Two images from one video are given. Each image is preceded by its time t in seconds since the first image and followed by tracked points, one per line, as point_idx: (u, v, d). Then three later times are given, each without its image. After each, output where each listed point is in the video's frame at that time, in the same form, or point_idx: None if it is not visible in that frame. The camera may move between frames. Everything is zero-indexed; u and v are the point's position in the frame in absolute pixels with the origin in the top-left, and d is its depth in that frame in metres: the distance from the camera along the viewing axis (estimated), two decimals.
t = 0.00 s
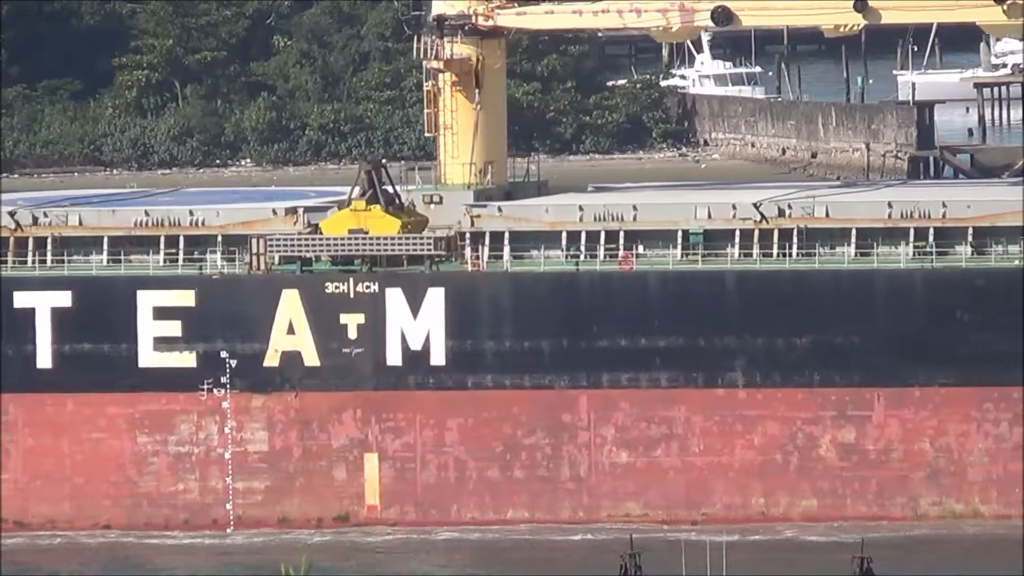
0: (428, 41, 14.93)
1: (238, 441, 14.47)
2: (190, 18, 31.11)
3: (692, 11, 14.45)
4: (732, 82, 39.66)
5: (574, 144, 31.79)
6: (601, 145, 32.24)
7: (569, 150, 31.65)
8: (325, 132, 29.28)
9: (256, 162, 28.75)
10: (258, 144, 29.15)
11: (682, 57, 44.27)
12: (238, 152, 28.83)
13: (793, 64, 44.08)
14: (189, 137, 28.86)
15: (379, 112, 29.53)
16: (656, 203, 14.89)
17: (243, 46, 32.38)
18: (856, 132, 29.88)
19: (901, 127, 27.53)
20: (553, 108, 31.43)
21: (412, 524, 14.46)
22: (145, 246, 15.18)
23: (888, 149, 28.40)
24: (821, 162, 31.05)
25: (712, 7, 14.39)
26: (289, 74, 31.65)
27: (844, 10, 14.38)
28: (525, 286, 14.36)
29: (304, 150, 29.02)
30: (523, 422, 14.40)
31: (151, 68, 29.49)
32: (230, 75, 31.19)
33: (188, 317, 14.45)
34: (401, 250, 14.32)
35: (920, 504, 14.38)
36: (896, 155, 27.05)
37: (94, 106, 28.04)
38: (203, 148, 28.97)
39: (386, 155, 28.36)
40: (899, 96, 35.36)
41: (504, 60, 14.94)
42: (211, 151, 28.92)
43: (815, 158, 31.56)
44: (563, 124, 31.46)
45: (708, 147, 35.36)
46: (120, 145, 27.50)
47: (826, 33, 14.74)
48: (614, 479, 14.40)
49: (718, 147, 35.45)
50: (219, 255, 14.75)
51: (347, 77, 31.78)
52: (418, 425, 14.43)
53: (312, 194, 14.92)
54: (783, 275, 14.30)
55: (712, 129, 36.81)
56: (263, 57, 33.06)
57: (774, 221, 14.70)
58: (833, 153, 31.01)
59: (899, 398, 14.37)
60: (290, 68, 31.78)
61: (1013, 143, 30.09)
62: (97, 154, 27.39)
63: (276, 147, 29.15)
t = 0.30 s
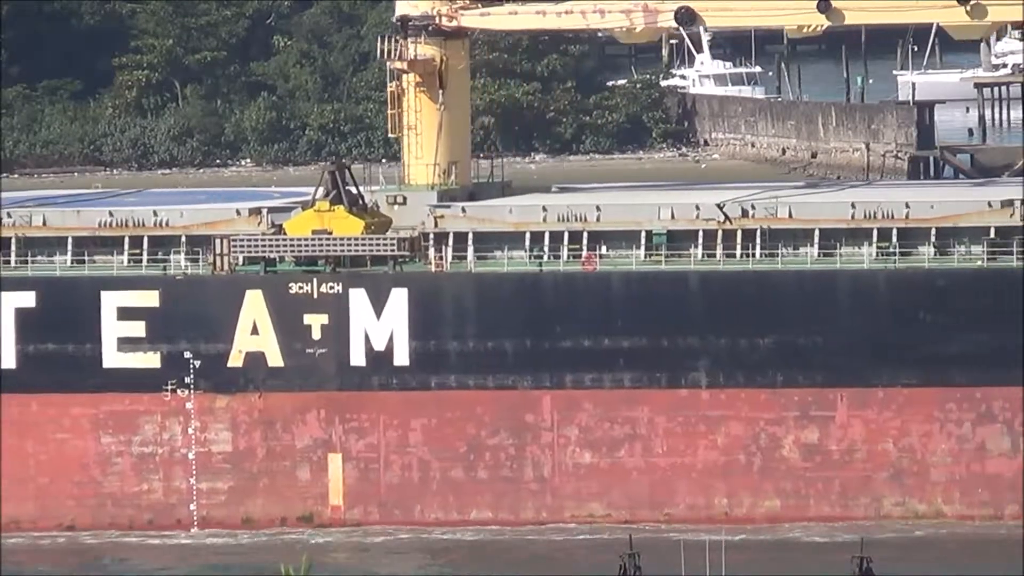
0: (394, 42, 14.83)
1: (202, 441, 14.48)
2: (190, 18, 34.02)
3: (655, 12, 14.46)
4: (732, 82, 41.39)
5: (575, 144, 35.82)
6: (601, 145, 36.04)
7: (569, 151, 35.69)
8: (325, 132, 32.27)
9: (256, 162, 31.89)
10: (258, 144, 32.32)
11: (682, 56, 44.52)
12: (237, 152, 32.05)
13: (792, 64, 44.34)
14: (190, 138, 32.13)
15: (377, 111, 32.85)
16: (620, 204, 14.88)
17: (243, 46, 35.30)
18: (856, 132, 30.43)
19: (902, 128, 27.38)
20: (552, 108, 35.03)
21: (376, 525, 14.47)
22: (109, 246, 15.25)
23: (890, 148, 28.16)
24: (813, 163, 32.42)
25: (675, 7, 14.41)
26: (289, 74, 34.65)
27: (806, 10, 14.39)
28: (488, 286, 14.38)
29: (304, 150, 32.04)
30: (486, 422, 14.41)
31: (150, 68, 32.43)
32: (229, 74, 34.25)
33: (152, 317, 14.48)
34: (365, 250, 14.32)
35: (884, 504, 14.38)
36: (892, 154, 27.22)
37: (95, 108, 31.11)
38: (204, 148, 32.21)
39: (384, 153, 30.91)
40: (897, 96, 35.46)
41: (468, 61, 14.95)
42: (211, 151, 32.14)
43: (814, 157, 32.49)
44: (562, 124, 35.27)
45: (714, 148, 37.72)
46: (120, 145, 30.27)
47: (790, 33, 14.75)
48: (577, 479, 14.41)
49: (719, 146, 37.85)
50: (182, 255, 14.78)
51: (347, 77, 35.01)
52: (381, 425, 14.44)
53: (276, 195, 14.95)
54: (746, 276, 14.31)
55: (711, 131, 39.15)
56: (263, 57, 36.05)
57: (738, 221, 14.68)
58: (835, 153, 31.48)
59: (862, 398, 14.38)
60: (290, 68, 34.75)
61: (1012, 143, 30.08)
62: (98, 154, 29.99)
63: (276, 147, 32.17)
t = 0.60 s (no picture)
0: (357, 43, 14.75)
1: (166, 442, 14.50)
2: (189, 18, 34.81)
3: (619, 13, 14.46)
4: (732, 82, 41.15)
5: (575, 144, 36.45)
6: (601, 144, 36.52)
7: (569, 150, 36.48)
8: (325, 131, 33.23)
9: (257, 161, 32.68)
10: (258, 144, 33.11)
11: (682, 56, 44.41)
12: (238, 152, 32.80)
13: (792, 65, 44.35)
14: (190, 138, 32.83)
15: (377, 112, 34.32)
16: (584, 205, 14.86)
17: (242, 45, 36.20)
18: (857, 132, 30.32)
19: (903, 126, 27.11)
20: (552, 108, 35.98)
21: (339, 525, 14.48)
22: (73, 246, 15.26)
23: (889, 148, 28.10)
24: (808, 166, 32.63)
25: (638, 9, 14.42)
26: (289, 74, 35.36)
27: (770, 11, 14.43)
28: (451, 287, 14.40)
29: (304, 150, 32.91)
30: (450, 422, 14.42)
31: (150, 68, 33.23)
32: (229, 75, 35.11)
33: (116, 317, 14.51)
34: (328, 251, 14.37)
35: (847, 505, 14.38)
36: (893, 153, 26.97)
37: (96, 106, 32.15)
38: (204, 148, 32.87)
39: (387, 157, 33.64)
40: (897, 96, 35.35)
41: (431, 62, 14.94)
42: (211, 151, 32.80)
43: (814, 157, 32.59)
44: (562, 125, 36.32)
45: (712, 149, 37.50)
46: (120, 144, 30.81)
47: (755, 33, 14.82)
48: (541, 480, 14.44)
49: (719, 146, 37.70)
50: (146, 256, 14.82)
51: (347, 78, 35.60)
52: (345, 425, 14.45)
53: (240, 195, 14.98)
54: (709, 277, 14.32)
55: (711, 131, 38.73)
56: (263, 57, 36.84)
57: (701, 222, 14.66)
58: (835, 152, 31.47)
59: (825, 399, 14.38)
60: (290, 68, 35.46)
61: (1012, 144, 30.09)
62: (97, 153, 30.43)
63: (276, 147, 33.19)
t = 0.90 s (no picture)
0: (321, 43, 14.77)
1: (130, 442, 14.51)
2: (189, 18, 32.99)
3: (583, 14, 14.50)
4: (732, 82, 39.43)
5: (574, 144, 34.84)
6: (600, 144, 34.90)
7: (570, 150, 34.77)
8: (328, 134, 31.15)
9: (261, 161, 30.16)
10: (258, 144, 30.75)
11: (681, 55, 43.29)
12: (238, 153, 30.51)
13: (793, 66, 43.94)
14: (189, 138, 30.31)
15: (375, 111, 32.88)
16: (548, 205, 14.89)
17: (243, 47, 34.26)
18: (856, 131, 29.79)
19: (901, 125, 27.26)
20: (551, 108, 34.63)
21: (303, 525, 14.50)
22: (37, 247, 15.33)
23: (889, 147, 28.18)
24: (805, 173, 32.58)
25: (602, 9, 14.39)
26: (289, 74, 32.83)
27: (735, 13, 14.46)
28: (415, 288, 14.42)
29: (305, 150, 30.67)
30: (413, 423, 14.43)
31: (151, 68, 31.28)
32: (229, 75, 32.76)
33: (80, 317, 14.51)
34: (293, 251, 14.37)
35: (810, 505, 14.40)
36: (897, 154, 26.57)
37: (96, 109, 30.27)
38: (203, 148, 30.24)
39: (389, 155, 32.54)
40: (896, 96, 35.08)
41: (395, 62, 14.97)
42: (211, 151, 30.24)
43: (814, 157, 31.56)
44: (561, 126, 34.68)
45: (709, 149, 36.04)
46: (120, 145, 29.18)
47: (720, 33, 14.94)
48: (504, 480, 14.45)
49: (719, 147, 36.07)
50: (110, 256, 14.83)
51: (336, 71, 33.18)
52: (309, 426, 14.47)
53: (204, 195, 15.01)
54: (672, 277, 14.34)
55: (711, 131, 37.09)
56: (265, 58, 34.64)
57: (665, 222, 14.70)
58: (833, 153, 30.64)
59: (789, 399, 14.38)
60: (291, 68, 32.89)
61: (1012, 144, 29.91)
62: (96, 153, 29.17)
63: (277, 147, 30.76)
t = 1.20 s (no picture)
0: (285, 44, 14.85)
1: (94, 442, 14.54)
2: (190, 18, 29.52)
3: (546, 14, 14.48)
4: (732, 82, 38.85)
5: (575, 145, 33.30)
6: (601, 145, 33.42)
7: (570, 150, 33.21)
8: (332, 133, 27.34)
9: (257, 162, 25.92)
10: (258, 144, 26.59)
11: (681, 57, 42.69)
12: (238, 152, 26.31)
13: (794, 65, 43.12)
14: (189, 138, 27.07)
15: (378, 112, 31.26)
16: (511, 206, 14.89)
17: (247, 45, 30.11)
18: (856, 131, 28.84)
19: (902, 125, 26.65)
20: (552, 108, 33.19)
21: (267, 526, 14.51)
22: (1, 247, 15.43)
23: (889, 148, 27.51)
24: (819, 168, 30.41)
25: (566, 10, 14.38)
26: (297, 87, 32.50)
27: (697, 13, 14.50)
28: (378, 288, 14.43)
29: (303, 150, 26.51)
30: (377, 424, 14.45)
31: (151, 68, 27.78)
32: (230, 75, 29.22)
33: (44, 317, 14.54)
34: (256, 251, 14.36)
35: (773, 505, 14.42)
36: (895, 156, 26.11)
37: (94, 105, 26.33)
38: (203, 149, 27.08)
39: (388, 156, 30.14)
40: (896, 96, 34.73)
41: (359, 64, 14.98)
42: (210, 152, 26.90)
43: (814, 157, 30.84)
44: (562, 126, 33.20)
45: (709, 147, 35.38)
46: (119, 145, 25.79)
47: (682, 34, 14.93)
48: (468, 480, 14.47)
49: (719, 147, 35.04)
50: (73, 257, 14.89)
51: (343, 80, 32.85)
52: (272, 426, 14.48)
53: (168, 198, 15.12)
54: (634, 277, 14.37)
55: (711, 130, 36.20)
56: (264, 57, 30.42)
57: (628, 223, 14.71)
58: (834, 151, 29.91)
59: (752, 400, 14.39)
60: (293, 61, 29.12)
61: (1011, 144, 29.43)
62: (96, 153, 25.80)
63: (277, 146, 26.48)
